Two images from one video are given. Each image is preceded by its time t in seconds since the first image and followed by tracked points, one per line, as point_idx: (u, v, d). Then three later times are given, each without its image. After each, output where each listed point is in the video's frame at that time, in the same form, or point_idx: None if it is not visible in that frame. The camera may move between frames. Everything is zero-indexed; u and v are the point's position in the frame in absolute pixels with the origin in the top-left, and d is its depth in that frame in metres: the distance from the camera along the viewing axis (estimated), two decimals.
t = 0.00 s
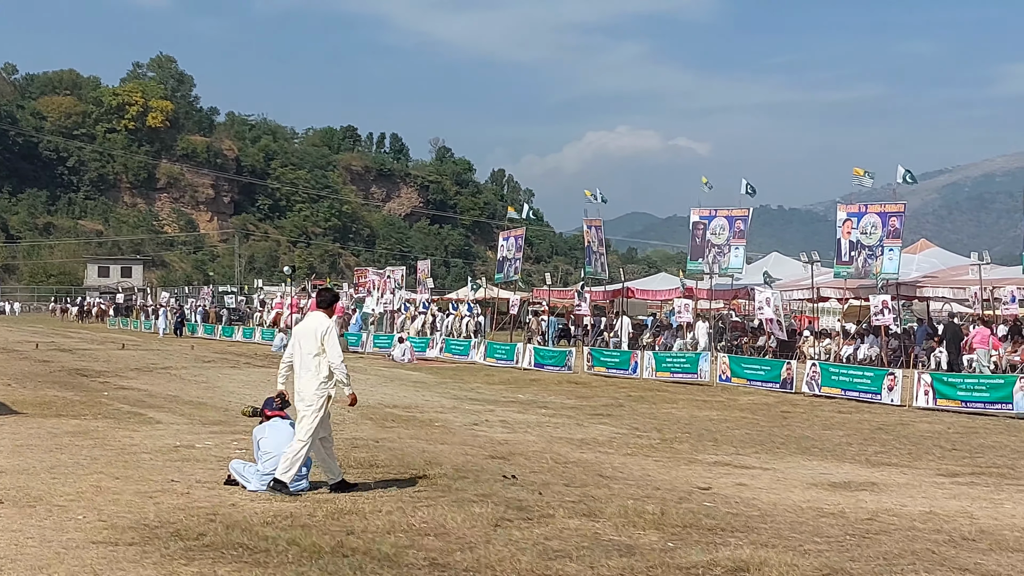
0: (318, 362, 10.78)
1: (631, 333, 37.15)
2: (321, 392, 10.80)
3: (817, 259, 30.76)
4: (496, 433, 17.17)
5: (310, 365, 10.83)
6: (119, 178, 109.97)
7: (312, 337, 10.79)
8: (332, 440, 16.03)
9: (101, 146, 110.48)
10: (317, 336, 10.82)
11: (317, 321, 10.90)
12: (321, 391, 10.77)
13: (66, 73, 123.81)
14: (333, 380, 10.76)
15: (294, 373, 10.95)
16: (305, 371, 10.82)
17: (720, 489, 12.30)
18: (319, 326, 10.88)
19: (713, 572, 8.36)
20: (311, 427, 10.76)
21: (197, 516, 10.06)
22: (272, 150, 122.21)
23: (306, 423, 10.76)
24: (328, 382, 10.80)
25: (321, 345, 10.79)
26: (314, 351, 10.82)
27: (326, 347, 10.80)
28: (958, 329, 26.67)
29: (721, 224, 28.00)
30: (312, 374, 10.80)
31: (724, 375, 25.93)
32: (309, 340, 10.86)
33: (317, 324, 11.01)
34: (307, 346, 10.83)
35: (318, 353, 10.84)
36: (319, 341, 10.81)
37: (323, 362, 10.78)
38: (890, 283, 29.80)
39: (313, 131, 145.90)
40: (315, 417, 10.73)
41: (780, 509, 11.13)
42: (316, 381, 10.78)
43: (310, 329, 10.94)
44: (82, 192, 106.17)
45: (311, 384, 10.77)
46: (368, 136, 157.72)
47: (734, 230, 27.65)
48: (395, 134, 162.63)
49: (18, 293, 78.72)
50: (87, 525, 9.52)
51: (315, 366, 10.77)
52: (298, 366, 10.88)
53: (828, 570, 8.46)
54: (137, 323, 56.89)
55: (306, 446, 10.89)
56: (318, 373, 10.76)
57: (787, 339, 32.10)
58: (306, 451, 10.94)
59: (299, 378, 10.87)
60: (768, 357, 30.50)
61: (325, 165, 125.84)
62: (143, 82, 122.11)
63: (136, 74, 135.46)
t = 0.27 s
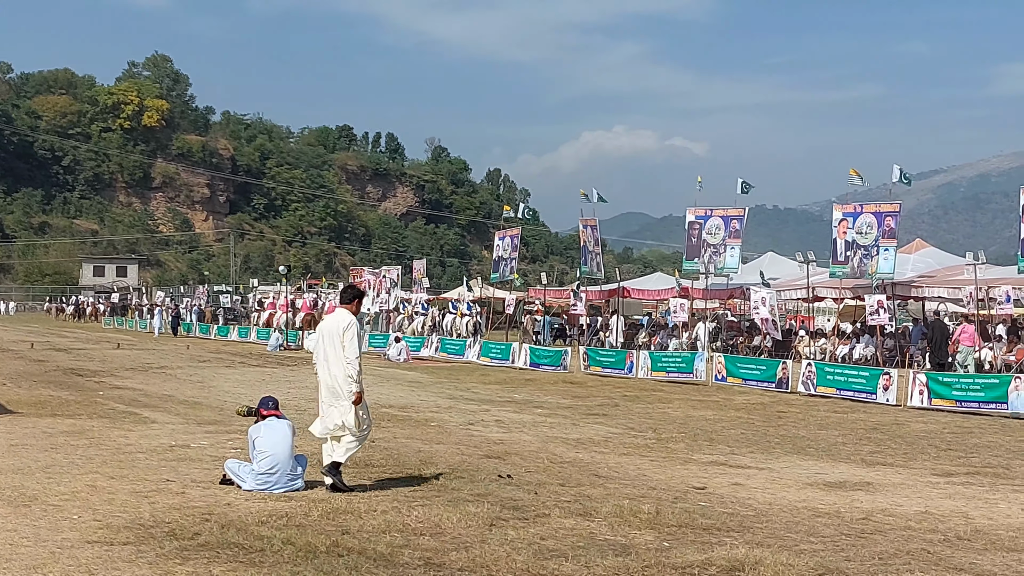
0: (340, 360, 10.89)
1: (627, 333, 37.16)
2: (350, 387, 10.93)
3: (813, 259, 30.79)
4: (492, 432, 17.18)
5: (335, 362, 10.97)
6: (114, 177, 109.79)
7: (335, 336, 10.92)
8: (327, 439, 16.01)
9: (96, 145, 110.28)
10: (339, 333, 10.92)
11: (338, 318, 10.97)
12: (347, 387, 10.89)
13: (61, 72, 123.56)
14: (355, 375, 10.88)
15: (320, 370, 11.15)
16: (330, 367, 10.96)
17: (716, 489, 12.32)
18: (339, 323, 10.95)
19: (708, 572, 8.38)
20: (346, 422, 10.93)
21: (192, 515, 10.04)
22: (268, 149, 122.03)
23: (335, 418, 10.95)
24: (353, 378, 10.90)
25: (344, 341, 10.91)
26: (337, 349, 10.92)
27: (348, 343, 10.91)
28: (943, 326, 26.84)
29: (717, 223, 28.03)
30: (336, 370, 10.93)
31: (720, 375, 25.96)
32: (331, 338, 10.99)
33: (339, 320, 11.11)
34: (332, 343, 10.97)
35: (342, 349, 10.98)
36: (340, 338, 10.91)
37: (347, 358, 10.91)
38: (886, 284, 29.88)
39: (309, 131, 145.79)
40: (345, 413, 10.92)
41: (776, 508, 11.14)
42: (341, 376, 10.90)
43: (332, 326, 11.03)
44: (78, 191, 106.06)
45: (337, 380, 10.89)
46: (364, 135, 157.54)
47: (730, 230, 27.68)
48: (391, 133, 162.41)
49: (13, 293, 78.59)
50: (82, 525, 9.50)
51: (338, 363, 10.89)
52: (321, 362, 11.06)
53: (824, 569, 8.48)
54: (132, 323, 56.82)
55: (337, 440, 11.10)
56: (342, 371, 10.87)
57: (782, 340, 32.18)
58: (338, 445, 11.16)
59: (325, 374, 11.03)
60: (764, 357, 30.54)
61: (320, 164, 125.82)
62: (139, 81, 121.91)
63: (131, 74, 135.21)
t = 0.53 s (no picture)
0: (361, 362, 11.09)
1: (621, 333, 37.17)
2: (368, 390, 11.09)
3: (807, 259, 30.84)
4: (486, 432, 17.16)
5: (356, 364, 11.16)
6: (108, 176, 109.52)
7: (357, 338, 11.13)
8: (321, 439, 15.98)
9: (90, 145, 110.01)
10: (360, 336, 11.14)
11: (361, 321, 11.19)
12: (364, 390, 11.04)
13: (55, 72, 123.24)
14: (374, 378, 11.06)
15: (340, 373, 11.36)
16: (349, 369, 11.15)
17: (710, 489, 12.33)
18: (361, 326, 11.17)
19: (704, 571, 8.38)
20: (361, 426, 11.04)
21: (186, 515, 10.02)
22: (262, 149, 121.78)
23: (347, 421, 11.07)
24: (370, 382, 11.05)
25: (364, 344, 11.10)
26: (358, 351, 11.13)
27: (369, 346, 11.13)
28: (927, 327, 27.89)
29: (711, 223, 28.05)
30: (354, 373, 11.11)
31: (714, 374, 25.97)
32: (353, 341, 11.18)
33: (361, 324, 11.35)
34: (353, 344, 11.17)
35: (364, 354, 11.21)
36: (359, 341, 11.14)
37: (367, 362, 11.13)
38: (879, 283, 29.95)
39: (303, 130, 145.59)
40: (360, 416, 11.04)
41: (770, 508, 11.16)
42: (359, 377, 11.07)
43: (354, 329, 11.23)
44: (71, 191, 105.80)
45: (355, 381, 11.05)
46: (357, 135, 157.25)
47: (724, 229, 27.71)
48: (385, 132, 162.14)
49: (7, 293, 78.38)
50: (76, 525, 9.48)
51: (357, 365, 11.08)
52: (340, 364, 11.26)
53: (819, 569, 8.48)
54: (126, 322, 56.71)
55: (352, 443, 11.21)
56: (361, 373, 11.06)
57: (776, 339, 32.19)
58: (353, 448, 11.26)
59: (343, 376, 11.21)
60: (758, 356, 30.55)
61: (314, 164, 125.68)
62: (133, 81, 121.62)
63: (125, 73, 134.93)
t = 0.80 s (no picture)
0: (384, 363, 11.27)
1: (614, 332, 37.18)
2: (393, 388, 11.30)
3: (801, 258, 30.88)
4: (480, 432, 17.14)
5: (380, 362, 11.33)
6: (102, 175, 109.29)
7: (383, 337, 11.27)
8: (314, 438, 15.95)
9: (84, 144, 109.74)
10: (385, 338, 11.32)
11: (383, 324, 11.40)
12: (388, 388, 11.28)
13: (49, 70, 122.92)
14: (403, 378, 11.25)
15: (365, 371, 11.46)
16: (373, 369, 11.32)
17: (704, 488, 12.34)
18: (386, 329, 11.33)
19: (697, 570, 8.39)
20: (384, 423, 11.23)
21: (180, 515, 9.98)
22: (256, 148, 121.53)
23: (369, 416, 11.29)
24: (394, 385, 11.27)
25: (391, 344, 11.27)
26: (385, 350, 11.28)
27: (396, 347, 11.30)
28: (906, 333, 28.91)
29: (705, 222, 28.08)
30: (381, 372, 11.25)
31: (708, 374, 25.99)
32: (380, 340, 11.32)
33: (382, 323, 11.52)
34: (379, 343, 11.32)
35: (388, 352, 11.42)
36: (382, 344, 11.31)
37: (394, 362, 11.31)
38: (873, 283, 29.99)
39: (297, 129, 145.40)
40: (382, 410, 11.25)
41: (764, 507, 11.18)
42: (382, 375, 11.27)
43: (379, 328, 11.40)
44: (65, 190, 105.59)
45: (379, 381, 11.25)
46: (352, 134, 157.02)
47: (717, 229, 27.75)
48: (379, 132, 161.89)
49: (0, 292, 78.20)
50: (69, 524, 9.44)
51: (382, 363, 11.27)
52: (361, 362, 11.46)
53: (813, 569, 8.49)
54: (119, 322, 56.59)
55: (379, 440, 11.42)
56: (388, 371, 11.21)
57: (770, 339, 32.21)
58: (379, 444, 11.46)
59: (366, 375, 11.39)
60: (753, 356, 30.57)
61: (308, 163, 125.56)
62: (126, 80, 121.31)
63: (119, 72, 134.58)
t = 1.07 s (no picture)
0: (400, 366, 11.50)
1: (607, 331, 37.26)
2: (408, 387, 11.52)
3: (794, 257, 31.01)
4: (474, 431, 17.21)
5: (397, 361, 11.56)
6: (94, 174, 109.07)
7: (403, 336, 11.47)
8: (308, 437, 15.99)
9: (76, 142, 109.47)
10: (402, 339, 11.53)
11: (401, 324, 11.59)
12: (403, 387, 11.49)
13: (41, 68, 122.57)
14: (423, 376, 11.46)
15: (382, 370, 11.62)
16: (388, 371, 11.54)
17: (696, 487, 12.43)
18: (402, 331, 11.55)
19: (691, 569, 8.46)
20: (398, 421, 11.40)
21: (172, 513, 10.03)
22: (248, 146, 121.32)
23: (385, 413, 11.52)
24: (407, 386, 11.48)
25: (411, 343, 11.49)
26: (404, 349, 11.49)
27: (415, 347, 11.51)
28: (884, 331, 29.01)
29: (698, 222, 28.18)
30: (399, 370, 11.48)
31: (700, 373, 26.09)
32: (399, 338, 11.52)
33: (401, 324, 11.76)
34: (395, 341, 11.52)
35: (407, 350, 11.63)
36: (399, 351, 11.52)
37: (411, 361, 11.51)
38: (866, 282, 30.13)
39: (289, 128, 145.22)
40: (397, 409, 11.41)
41: (756, 506, 11.27)
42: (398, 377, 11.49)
43: (399, 327, 11.61)
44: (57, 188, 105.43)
45: (395, 381, 11.45)
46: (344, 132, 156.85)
47: (711, 228, 27.86)
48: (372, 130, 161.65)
49: None
50: (62, 523, 9.49)
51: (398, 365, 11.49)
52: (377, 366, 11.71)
53: (805, 567, 8.58)
54: (112, 320, 56.50)
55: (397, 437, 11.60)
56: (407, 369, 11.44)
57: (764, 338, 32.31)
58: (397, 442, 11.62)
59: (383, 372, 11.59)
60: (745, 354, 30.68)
61: (301, 162, 125.52)
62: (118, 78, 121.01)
63: (111, 70, 134.22)
